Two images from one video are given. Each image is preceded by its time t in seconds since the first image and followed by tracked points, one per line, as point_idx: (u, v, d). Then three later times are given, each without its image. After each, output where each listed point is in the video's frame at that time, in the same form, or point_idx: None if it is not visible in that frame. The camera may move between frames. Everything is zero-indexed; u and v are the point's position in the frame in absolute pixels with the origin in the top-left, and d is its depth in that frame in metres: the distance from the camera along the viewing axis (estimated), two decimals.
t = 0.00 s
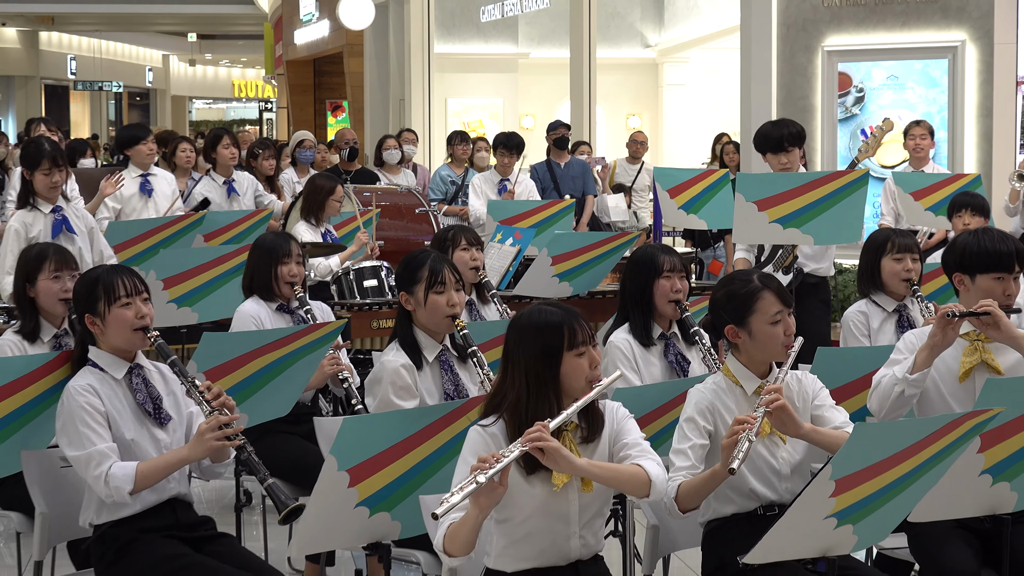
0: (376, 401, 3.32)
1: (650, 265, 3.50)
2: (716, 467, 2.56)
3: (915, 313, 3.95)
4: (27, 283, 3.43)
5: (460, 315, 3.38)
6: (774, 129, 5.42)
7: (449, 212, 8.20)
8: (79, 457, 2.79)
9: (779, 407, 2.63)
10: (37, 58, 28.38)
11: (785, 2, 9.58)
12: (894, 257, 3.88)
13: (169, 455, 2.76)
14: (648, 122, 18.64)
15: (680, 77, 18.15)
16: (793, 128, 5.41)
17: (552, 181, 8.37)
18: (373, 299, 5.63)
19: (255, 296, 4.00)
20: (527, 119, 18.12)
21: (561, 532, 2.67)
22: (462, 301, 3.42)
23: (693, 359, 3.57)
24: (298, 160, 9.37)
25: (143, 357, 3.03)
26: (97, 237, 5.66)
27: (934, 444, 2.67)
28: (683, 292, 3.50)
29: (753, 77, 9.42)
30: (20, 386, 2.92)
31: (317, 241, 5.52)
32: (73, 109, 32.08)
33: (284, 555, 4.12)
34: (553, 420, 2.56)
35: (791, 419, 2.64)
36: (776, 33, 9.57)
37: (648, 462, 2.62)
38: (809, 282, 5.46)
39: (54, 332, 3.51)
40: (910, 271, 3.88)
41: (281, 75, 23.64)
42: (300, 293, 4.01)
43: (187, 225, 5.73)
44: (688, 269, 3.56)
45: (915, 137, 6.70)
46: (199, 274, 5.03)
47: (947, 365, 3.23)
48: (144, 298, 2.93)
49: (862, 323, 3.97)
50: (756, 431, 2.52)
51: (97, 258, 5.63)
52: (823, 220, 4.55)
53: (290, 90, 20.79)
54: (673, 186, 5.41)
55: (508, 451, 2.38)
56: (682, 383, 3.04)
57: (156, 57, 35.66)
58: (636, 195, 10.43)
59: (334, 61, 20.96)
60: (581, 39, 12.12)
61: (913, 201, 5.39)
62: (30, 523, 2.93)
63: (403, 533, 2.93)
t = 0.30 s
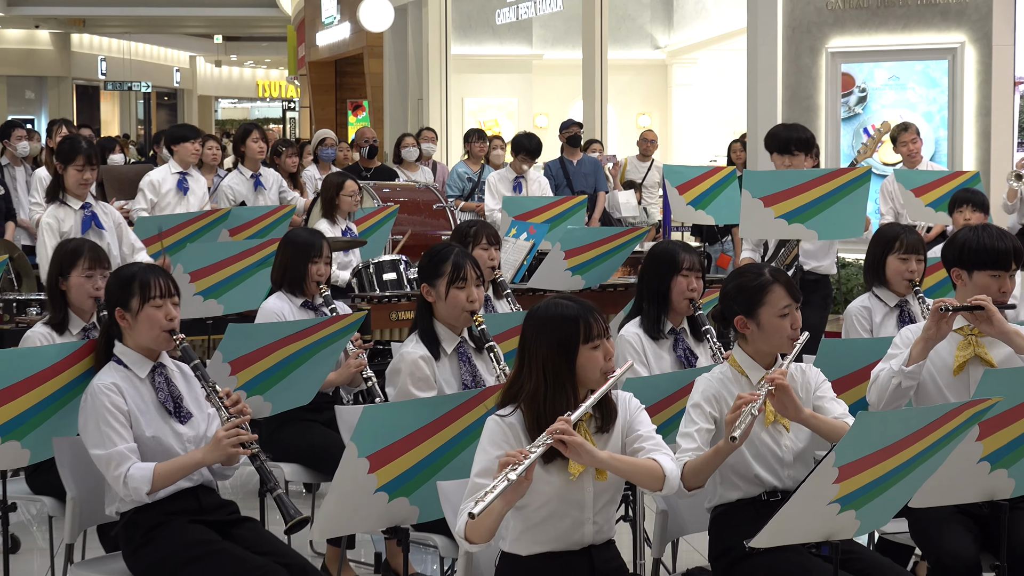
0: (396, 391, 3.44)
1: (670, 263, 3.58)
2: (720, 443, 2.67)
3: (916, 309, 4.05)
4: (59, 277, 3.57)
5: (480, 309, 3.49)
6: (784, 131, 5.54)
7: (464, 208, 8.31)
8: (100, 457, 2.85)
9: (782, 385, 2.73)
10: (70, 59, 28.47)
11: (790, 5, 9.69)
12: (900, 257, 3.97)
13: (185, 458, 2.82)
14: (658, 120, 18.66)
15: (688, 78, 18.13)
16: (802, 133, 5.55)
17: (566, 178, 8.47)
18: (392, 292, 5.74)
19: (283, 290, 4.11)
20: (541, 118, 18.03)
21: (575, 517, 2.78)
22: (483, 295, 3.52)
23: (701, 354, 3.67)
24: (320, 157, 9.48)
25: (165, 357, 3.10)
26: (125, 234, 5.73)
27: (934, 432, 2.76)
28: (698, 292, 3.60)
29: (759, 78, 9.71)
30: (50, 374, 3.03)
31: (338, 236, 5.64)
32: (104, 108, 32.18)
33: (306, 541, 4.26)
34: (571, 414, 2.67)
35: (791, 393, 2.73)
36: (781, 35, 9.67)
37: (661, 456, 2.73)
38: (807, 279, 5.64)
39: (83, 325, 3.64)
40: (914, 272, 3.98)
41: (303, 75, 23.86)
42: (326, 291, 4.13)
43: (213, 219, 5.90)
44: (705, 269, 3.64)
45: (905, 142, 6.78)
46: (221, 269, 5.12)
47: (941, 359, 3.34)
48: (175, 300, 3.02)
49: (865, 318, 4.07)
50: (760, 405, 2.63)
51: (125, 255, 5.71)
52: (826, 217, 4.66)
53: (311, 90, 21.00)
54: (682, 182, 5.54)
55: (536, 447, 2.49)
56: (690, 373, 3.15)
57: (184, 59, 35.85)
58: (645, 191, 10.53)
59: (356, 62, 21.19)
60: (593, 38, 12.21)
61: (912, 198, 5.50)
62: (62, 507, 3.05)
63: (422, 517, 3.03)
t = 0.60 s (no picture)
0: (420, 378, 3.55)
1: (683, 257, 3.66)
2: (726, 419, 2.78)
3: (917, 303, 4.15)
4: (88, 272, 3.68)
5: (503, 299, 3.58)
6: (799, 132, 5.76)
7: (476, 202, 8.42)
8: (126, 445, 2.94)
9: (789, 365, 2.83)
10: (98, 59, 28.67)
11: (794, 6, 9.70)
12: (903, 255, 4.04)
13: (208, 451, 2.92)
14: (667, 118, 18.56)
15: (696, 76, 18.07)
16: (815, 135, 5.76)
17: (577, 174, 8.67)
18: (409, 285, 5.82)
19: (303, 283, 4.19)
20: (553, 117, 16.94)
21: (587, 503, 2.87)
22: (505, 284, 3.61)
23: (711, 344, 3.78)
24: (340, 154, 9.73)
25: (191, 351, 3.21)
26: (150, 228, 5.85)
27: (935, 421, 2.83)
28: (709, 284, 3.69)
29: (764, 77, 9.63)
30: (76, 364, 3.12)
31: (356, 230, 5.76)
32: (128, 106, 32.49)
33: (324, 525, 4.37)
34: (586, 405, 2.76)
35: (796, 370, 2.83)
36: (786, 35, 9.71)
37: (672, 444, 2.82)
38: (815, 277, 5.73)
39: (107, 318, 3.74)
40: (915, 270, 4.05)
41: (322, 75, 24.13)
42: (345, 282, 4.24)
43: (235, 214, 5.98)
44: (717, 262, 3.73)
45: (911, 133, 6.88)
46: (243, 262, 5.24)
47: (942, 350, 3.42)
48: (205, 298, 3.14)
49: (867, 311, 4.18)
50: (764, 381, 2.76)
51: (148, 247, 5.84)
52: (832, 210, 4.75)
53: (331, 89, 21.38)
54: (689, 178, 5.61)
55: (556, 437, 2.57)
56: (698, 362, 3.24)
57: (206, 58, 36.11)
58: (654, 187, 10.63)
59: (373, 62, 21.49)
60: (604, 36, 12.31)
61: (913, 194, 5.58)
62: (87, 492, 3.14)
63: (437, 503, 3.12)
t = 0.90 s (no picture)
0: (439, 368, 3.64)
1: (689, 248, 3.75)
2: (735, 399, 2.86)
3: (916, 295, 4.24)
4: (110, 264, 3.80)
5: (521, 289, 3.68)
6: (822, 124, 5.81)
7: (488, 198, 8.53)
8: (155, 426, 3.04)
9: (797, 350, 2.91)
10: (120, 57, 28.79)
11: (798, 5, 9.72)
12: (901, 248, 4.13)
13: (235, 429, 3.01)
14: (673, 114, 18.62)
15: (701, 74, 18.01)
16: (840, 128, 5.79)
17: (585, 169, 8.83)
18: (422, 277, 5.91)
19: (318, 275, 4.29)
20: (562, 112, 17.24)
21: (595, 488, 2.95)
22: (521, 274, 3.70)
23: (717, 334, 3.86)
24: (354, 150, 9.87)
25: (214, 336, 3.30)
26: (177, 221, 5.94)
27: (934, 410, 2.91)
28: (715, 276, 3.77)
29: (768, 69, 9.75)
30: (102, 354, 3.24)
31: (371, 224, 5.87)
32: (149, 104, 32.65)
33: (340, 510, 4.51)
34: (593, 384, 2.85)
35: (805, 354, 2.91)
36: (790, 34, 9.73)
37: (680, 423, 2.91)
38: (837, 269, 5.75)
39: (130, 309, 3.87)
40: (913, 262, 4.14)
41: (338, 73, 24.30)
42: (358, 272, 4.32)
43: (251, 210, 6.23)
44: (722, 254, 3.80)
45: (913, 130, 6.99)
46: (263, 254, 5.34)
47: (942, 341, 3.51)
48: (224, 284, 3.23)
49: (868, 305, 4.26)
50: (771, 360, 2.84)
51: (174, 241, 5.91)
52: (835, 204, 4.83)
53: (346, 87, 21.54)
54: (695, 173, 5.68)
55: (564, 410, 2.65)
56: (704, 351, 3.34)
57: (226, 57, 36.11)
58: (662, 182, 10.76)
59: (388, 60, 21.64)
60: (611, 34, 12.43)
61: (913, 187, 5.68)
62: (112, 479, 3.25)
63: (449, 489, 3.22)
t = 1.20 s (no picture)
0: (452, 360, 3.71)
1: (691, 240, 3.83)
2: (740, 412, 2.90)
3: (920, 286, 4.28)
4: (126, 257, 3.88)
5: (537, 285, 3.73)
6: (852, 110, 5.90)
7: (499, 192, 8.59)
8: (175, 410, 3.10)
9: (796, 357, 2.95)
10: (136, 53, 28.92)
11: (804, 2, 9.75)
12: (902, 236, 4.21)
13: (253, 411, 3.06)
14: (681, 110, 18.26)
15: (709, 70, 17.72)
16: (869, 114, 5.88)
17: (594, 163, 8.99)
18: (434, 269, 5.98)
19: (330, 266, 4.36)
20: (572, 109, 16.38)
21: (604, 479, 2.95)
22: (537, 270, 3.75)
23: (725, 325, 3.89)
24: (368, 145, 9.97)
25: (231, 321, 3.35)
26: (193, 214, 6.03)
27: (939, 401, 2.93)
28: (718, 265, 3.86)
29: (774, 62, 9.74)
30: (119, 345, 3.30)
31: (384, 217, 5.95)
32: (167, 99, 32.73)
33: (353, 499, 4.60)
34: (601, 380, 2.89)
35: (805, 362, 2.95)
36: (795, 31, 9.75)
37: (685, 416, 2.95)
38: (859, 254, 5.68)
39: (147, 300, 3.95)
40: (916, 249, 4.21)
41: (351, 70, 24.42)
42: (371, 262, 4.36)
43: (266, 204, 6.26)
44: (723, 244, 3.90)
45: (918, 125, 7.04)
46: (278, 247, 5.40)
47: (947, 332, 3.55)
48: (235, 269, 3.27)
49: (873, 297, 4.31)
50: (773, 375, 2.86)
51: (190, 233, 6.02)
52: (837, 200, 4.94)
53: (359, 83, 21.63)
54: (702, 168, 5.92)
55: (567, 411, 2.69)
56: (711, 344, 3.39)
57: (240, 53, 36.26)
58: (670, 176, 10.86)
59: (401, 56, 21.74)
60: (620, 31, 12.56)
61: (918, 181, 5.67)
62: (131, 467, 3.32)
63: (460, 479, 3.26)
